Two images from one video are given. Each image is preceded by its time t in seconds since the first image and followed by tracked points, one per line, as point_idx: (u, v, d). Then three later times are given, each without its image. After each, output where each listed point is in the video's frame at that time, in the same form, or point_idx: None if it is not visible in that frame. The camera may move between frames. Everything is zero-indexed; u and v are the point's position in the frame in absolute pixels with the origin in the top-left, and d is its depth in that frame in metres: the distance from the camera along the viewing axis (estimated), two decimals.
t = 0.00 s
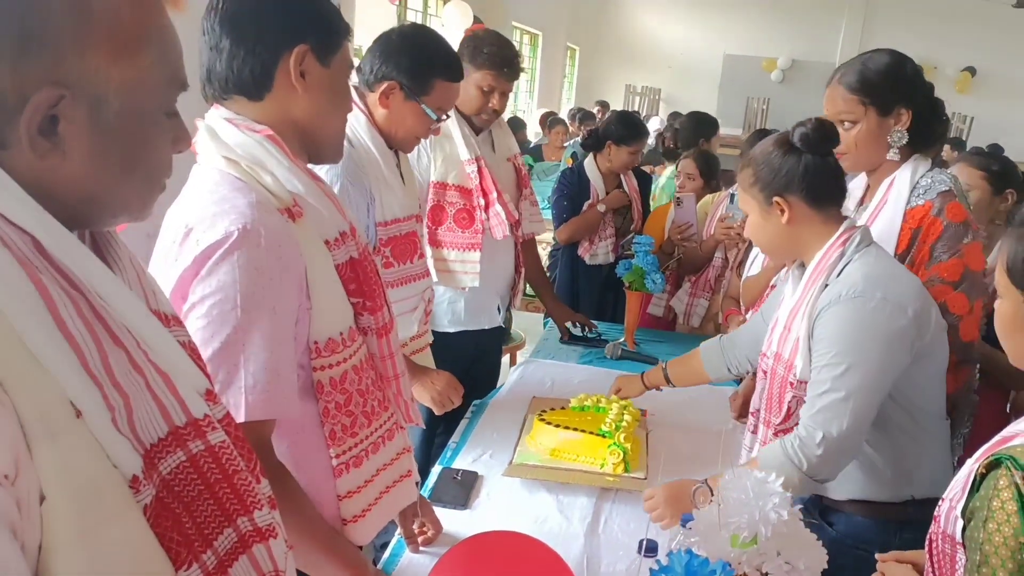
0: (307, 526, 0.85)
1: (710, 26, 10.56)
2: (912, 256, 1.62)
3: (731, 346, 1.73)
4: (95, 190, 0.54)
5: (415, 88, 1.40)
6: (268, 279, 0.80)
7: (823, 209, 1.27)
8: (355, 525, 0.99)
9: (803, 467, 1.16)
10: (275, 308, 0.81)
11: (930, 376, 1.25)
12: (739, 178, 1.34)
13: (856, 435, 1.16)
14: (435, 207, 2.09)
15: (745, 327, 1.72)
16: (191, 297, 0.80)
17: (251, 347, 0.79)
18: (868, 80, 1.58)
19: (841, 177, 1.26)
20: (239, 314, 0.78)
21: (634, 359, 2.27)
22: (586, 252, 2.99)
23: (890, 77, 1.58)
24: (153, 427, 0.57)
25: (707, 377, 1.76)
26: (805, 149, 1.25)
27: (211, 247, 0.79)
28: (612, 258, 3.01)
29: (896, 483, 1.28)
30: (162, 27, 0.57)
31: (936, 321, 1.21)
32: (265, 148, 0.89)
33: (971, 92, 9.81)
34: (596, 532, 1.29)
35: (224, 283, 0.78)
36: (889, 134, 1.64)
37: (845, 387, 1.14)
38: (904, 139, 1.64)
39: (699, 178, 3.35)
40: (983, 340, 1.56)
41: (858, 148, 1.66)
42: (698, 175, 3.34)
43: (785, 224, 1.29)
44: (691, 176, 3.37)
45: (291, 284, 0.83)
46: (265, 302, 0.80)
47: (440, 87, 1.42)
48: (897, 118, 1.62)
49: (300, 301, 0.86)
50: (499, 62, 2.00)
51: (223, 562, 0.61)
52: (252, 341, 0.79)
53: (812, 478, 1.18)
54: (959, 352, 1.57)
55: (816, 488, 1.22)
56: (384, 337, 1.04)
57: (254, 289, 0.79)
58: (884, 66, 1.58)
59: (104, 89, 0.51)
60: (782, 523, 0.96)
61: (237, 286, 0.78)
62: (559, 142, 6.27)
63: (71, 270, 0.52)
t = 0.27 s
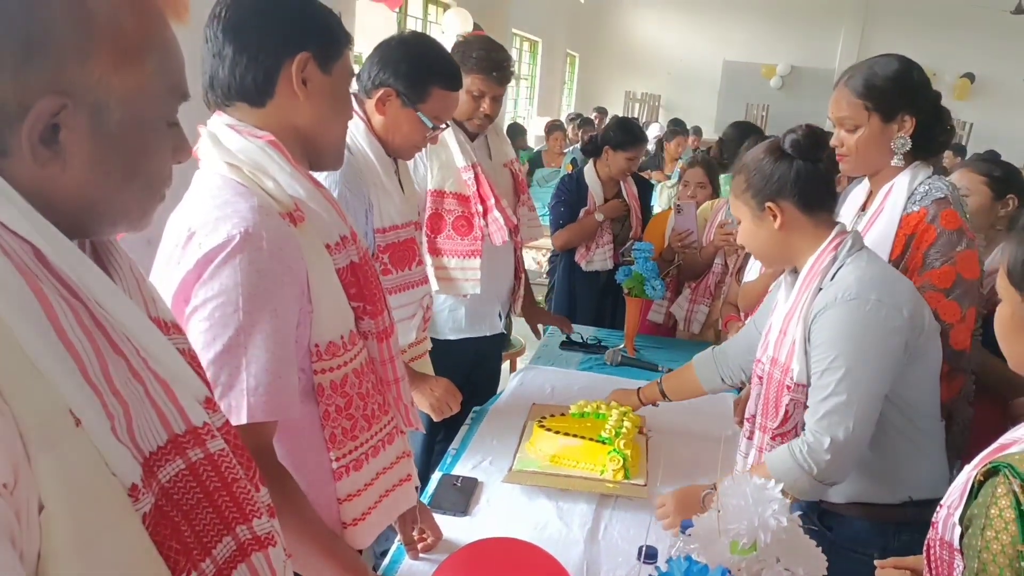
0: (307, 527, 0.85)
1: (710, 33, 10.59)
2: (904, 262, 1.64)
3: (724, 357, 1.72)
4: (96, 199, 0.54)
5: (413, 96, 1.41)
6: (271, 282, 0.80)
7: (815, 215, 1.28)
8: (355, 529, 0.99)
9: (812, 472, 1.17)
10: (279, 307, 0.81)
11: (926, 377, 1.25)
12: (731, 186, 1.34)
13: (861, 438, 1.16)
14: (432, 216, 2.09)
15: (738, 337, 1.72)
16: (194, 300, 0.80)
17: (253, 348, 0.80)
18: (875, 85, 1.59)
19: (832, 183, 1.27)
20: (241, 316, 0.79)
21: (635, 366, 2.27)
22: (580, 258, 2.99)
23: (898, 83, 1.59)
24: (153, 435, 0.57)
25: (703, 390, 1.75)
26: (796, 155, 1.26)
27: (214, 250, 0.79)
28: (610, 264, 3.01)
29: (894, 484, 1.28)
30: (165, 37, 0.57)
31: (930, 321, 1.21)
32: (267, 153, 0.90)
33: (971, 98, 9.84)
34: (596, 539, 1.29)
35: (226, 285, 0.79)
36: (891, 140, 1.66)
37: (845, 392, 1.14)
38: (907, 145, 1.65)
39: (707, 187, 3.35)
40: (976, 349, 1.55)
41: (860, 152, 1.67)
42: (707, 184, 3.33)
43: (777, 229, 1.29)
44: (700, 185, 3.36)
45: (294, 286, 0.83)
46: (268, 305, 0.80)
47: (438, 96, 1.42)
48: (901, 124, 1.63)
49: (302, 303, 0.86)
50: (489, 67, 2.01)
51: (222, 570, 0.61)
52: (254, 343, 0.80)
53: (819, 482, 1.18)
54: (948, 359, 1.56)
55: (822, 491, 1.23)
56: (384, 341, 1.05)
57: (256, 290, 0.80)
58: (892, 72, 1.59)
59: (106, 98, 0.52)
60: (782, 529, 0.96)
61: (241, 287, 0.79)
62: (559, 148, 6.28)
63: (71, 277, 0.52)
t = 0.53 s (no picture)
0: (309, 531, 0.84)
1: (709, 40, 10.63)
2: (904, 268, 1.64)
3: (724, 366, 1.73)
4: (98, 211, 0.54)
5: (407, 106, 1.42)
6: (274, 285, 0.81)
7: (812, 223, 1.29)
8: (357, 535, 0.99)
9: (835, 484, 1.17)
10: (284, 311, 0.82)
11: (925, 380, 1.25)
12: (727, 195, 1.35)
13: (879, 446, 1.16)
14: (428, 224, 2.10)
15: (736, 347, 1.73)
16: (198, 305, 0.81)
17: (256, 352, 0.80)
18: (870, 95, 1.60)
19: (827, 190, 1.28)
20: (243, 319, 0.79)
21: (634, 372, 2.27)
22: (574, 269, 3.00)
23: (894, 92, 1.60)
24: (154, 447, 0.58)
25: (703, 399, 1.75)
26: (790, 163, 1.27)
27: (216, 255, 0.80)
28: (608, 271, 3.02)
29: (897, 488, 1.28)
30: (167, 52, 0.58)
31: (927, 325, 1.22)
32: (268, 160, 0.90)
33: (969, 104, 9.88)
34: (596, 546, 1.29)
35: (229, 290, 0.79)
36: (890, 148, 1.66)
37: (853, 400, 1.15)
38: (906, 153, 1.66)
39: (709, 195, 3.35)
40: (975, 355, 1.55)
41: (859, 162, 1.68)
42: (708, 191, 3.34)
43: (773, 237, 1.29)
44: (701, 192, 3.36)
45: (296, 291, 0.84)
46: (272, 311, 0.81)
47: (432, 106, 1.43)
48: (899, 133, 1.64)
49: (305, 309, 0.86)
50: (478, 71, 2.03)
51: None
52: (257, 347, 0.80)
53: (841, 493, 1.18)
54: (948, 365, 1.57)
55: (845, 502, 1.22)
56: (385, 346, 1.06)
57: (260, 294, 0.80)
58: (887, 81, 1.60)
59: (108, 112, 0.52)
60: (782, 536, 0.96)
61: (245, 291, 0.79)
62: (559, 155, 6.28)
63: (73, 289, 0.52)
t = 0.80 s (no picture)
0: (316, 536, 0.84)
1: (708, 46, 10.67)
2: (907, 273, 1.64)
3: (726, 373, 1.72)
4: (106, 221, 0.55)
5: (406, 115, 1.43)
6: (280, 288, 0.81)
7: (814, 229, 1.29)
8: (361, 539, 1.00)
9: (839, 490, 1.16)
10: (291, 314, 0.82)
11: (929, 385, 1.25)
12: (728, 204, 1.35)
13: (885, 453, 1.16)
14: (426, 233, 2.11)
15: (739, 353, 1.73)
16: (205, 309, 0.81)
17: (265, 355, 0.80)
18: (869, 101, 1.61)
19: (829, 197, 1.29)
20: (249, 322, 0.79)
21: (636, 378, 2.27)
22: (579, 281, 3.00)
23: (893, 99, 1.60)
24: (161, 455, 0.58)
25: (706, 406, 1.75)
26: (790, 170, 1.28)
27: (223, 259, 0.80)
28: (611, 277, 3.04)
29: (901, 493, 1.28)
30: (174, 63, 0.59)
31: (931, 331, 1.22)
32: (273, 166, 0.91)
33: (968, 109, 9.91)
34: (599, 553, 1.29)
35: (237, 293, 0.80)
36: (890, 155, 1.67)
37: (858, 406, 1.15)
38: (906, 160, 1.67)
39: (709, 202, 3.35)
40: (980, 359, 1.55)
41: (861, 170, 1.67)
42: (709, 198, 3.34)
43: (775, 245, 1.30)
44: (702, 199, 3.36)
45: (303, 294, 0.84)
46: (280, 314, 0.81)
47: (431, 116, 1.44)
48: (898, 140, 1.65)
49: (311, 313, 0.87)
50: (471, 77, 2.04)
51: None
52: (265, 350, 0.80)
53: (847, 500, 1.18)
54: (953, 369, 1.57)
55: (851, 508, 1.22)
56: (390, 351, 1.07)
57: (267, 297, 0.80)
58: (886, 87, 1.60)
59: (116, 123, 0.53)
60: (785, 542, 0.96)
61: (252, 293, 0.80)
62: (559, 161, 6.30)
63: (80, 298, 0.53)
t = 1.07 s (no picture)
0: (320, 533, 0.83)
1: (709, 49, 10.67)
2: (912, 274, 1.64)
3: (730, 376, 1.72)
4: (111, 224, 0.55)
5: (408, 119, 1.43)
6: (286, 288, 0.81)
7: (817, 230, 1.29)
8: (366, 538, 1.00)
9: (845, 492, 1.16)
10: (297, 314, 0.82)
11: (934, 386, 1.24)
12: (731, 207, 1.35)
13: (891, 455, 1.16)
14: (427, 237, 2.11)
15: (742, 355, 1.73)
16: (212, 309, 0.81)
17: (271, 354, 0.80)
18: (870, 103, 1.60)
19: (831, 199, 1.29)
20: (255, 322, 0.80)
21: (638, 381, 2.28)
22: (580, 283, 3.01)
23: (894, 100, 1.60)
24: (168, 456, 0.59)
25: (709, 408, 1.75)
26: (793, 172, 1.28)
27: (230, 259, 0.81)
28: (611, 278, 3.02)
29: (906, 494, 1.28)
30: (180, 66, 0.59)
31: (936, 332, 1.22)
32: (277, 167, 0.91)
33: (970, 112, 9.91)
34: (603, 555, 1.29)
35: (244, 293, 0.80)
36: (893, 156, 1.66)
37: (863, 407, 1.14)
38: (908, 160, 1.66)
39: (710, 204, 3.35)
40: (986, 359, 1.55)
41: (863, 172, 1.67)
42: (711, 200, 3.34)
43: (779, 247, 1.30)
44: (703, 201, 3.35)
45: (309, 294, 0.84)
46: (286, 314, 0.81)
47: (433, 120, 1.43)
48: (900, 141, 1.65)
49: (317, 313, 0.87)
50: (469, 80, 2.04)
51: None
52: (272, 349, 0.81)
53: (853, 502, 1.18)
54: (959, 369, 1.57)
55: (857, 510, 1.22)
56: (393, 351, 1.07)
57: (273, 297, 0.81)
58: (886, 89, 1.60)
59: (122, 126, 0.53)
60: (790, 544, 0.95)
61: (258, 293, 0.80)
62: (562, 164, 6.30)
63: (86, 300, 0.53)
